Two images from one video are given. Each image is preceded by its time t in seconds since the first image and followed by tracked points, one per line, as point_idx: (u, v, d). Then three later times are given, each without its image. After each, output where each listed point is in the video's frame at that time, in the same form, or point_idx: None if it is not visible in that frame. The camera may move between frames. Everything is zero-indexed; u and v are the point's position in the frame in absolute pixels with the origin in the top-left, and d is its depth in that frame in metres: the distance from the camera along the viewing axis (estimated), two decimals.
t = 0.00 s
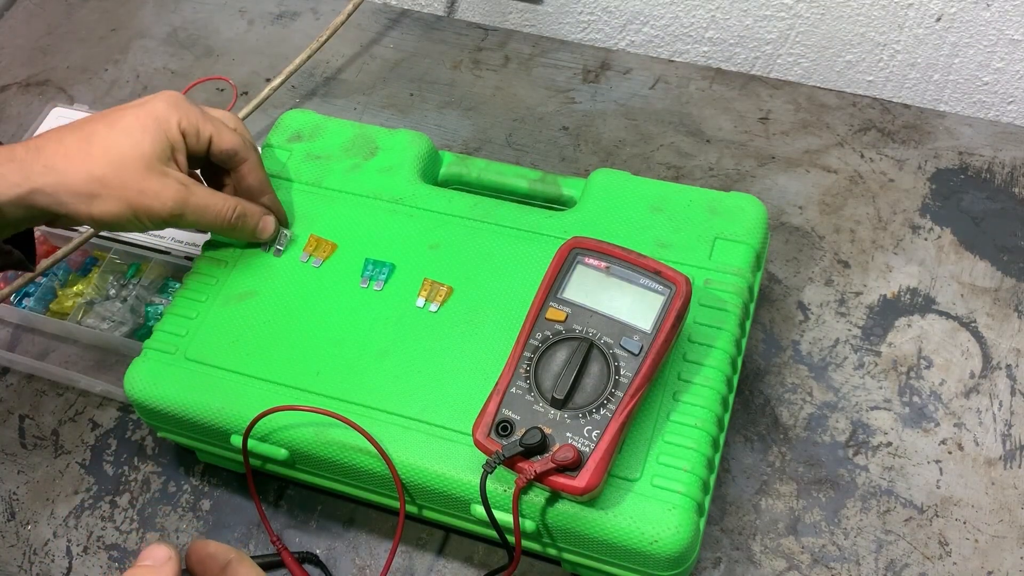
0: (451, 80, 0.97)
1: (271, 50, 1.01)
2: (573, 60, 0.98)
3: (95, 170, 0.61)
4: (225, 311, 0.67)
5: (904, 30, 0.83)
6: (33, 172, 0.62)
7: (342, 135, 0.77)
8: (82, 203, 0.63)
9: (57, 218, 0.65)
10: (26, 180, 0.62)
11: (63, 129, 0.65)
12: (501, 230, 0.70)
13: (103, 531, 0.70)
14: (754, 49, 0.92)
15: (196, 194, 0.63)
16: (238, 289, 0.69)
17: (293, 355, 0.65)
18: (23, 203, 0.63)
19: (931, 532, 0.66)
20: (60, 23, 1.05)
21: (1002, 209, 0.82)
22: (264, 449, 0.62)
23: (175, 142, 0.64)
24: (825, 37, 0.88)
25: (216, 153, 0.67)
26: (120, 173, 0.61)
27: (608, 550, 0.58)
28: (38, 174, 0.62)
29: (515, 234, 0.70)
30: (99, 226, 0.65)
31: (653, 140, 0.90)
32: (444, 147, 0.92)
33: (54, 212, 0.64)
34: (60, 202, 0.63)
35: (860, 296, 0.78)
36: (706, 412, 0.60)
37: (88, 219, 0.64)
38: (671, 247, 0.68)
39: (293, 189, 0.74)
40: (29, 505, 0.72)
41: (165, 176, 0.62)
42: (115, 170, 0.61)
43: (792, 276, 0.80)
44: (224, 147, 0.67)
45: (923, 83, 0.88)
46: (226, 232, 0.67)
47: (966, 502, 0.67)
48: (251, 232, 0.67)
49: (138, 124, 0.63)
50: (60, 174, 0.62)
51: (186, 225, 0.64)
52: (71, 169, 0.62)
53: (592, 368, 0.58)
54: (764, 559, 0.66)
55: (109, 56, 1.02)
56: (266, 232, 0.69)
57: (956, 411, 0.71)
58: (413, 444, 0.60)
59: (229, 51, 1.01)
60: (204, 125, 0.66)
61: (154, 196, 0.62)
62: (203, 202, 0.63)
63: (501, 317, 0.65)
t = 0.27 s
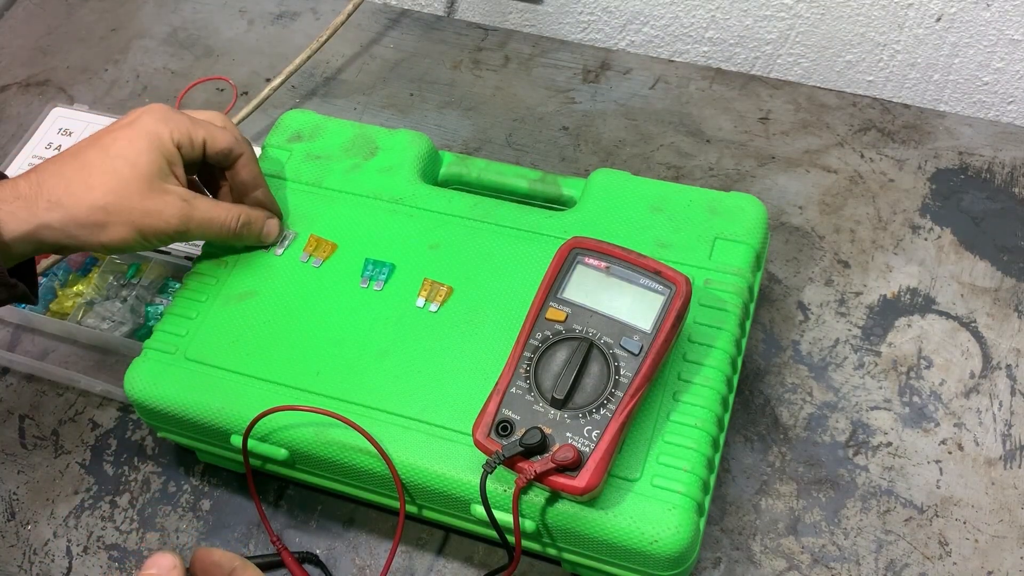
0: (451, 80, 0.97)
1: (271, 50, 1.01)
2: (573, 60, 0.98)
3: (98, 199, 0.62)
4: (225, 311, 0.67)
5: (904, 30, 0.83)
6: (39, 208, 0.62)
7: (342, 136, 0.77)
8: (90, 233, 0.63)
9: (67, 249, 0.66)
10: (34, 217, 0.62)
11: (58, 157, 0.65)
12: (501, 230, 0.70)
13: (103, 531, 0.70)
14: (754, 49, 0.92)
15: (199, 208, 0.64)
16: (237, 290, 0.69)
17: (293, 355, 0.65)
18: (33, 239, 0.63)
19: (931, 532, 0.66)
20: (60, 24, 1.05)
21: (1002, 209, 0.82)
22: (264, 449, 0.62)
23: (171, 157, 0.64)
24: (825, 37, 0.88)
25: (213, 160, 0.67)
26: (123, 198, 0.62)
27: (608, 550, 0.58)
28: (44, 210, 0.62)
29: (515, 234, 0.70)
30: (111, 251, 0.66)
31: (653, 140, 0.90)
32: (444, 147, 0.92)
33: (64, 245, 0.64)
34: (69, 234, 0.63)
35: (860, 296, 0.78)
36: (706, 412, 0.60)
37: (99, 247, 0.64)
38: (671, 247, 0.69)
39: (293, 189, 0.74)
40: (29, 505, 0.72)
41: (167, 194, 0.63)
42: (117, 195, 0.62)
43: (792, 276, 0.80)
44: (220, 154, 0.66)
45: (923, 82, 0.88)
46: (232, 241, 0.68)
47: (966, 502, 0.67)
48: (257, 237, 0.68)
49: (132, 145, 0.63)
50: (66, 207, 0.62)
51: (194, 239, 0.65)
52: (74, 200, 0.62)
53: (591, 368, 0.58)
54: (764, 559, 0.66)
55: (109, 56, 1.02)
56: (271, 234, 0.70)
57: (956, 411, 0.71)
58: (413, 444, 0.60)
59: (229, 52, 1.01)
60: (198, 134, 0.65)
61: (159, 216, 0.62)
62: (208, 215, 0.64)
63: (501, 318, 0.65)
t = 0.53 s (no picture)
0: (451, 80, 0.97)
1: (271, 50, 1.01)
2: (573, 60, 0.98)
3: (100, 205, 0.62)
4: (225, 311, 0.67)
5: (904, 30, 0.83)
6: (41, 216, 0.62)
7: (342, 136, 0.77)
8: (93, 239, 0.63)
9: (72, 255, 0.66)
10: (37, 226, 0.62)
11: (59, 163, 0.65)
12: (501, 230, 0.70)
13: (103, 531, 0.70)
14: (754, 49, 0.92)
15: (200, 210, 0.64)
16: (239, 289, 0.69)
17: (293, 355, 0.65)
18: (36, 245, 0.63)
19: (931, 532, 0.66)
20: (60, 23, 1.05)
21: (1002, 209, 0.82)
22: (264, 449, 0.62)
23: (172, 160, 0.64)
24: (825, 37, 0.88)
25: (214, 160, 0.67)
26: (123, 203, 0.62)
27: (608, 550, 0.58)
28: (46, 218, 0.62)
29: (515, 234, 0.70)
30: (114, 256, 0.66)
31: (653, 140, 0.90)
32: (444, 147, 0.92)
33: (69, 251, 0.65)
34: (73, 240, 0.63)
35: (860, 296, 0.78)
36: (706, 412, 0.60)
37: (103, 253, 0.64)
38: (671, 247, 0.68)
39: (293, 189, 0.74)
40: (29, 505, 0.72)
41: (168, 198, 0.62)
42: (118, 200, 0.61)
43: (792, 276, 0.80)
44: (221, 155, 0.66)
45: (923, 82, 0.88)
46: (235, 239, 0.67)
47: (966, 502, 0.67)
48: (260, 233, 0.68)
49: (131, 149, 0.63)
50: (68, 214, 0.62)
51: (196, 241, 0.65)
52: (76, 206, 0.62)
53: (592, 368, 0.58)
54: (764, 559, 0.66)
55: (109, 56, 1.02)
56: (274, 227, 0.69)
57: (956, 411, 0.71)
58: (413, 444, 0.60)
59: (229, 52, 1.01)
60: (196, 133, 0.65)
61: (160, 220, 0.62)
62: (209, 216, 0.64)
63: (501, 318, 0.65)
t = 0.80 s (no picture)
0: (451, 80, 0.97)
1: (271, 50, 1.01)
2: (573, 60, 0.98)
3: (100, 212, 0.61)
4: (224, 310, 0.67)
5: (904, 30, 0.83)
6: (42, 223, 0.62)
7: (342, 135, 0.77)
8: (92, 246, 0.63)
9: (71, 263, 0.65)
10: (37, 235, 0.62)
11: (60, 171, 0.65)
12: (501, 230, 0.70)
13: (102, 531, 0.70)
14: (754, 49, 0.92)
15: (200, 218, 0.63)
16: (239, 287, 0.69)
17: (294, 355, 0.65)
18: (35, 252, 0.63)
19: (931, 532, 0.66)
20: (60, 23, 1.05)
21: (1002, 209, 0.82)
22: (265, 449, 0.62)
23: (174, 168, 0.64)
24: (826, 37, 0.88)
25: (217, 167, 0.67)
26: (123, 210, 0.61)
27: (609, 550, 0.58)
28: (46, 225, 0.62)
29: (515, 234, 0.70)
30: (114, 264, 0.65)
31: (653, 140, 0.90)
32: (444, 147, 0.92)
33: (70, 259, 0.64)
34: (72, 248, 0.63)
35: (860, 296, 0.78)
36: (706, 412, 0.60)
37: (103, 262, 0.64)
38: (671, 247, 0.68)
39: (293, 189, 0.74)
40: (29, 505, 0.72)
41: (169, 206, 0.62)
42: (118, 209, 0.61)
43: (792, 276, 0.80)
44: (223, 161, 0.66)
45: (923, 82, 0.88)
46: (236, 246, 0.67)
47: (966, 502, 0.67)
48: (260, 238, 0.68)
49: (133, 156, 0.63)
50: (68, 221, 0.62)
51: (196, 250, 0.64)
52: (75, 215, 0.62)
53: (592, 368, 0.58)
54: (764, 559, 0.66)
55: (109, 56, 1.02)
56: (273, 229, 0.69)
57: (956, 411, 0.71)
58: (413, 444, 0.60)
59: (229, 52, 1.01)
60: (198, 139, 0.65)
61: (160, 227, 0.62)
62: (210, 224, 0.63)
63: (502, 318, 0.65)
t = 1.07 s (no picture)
0: (451, 80, 0.97)
1: (271, 50, 1.01)
2: (573, 60, 0.98)
3: (123, 242, 0.60)
4: (224, 310, 0.67)
5: (904, 30, 0.83)
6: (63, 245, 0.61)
7: (342, 135, 0.77)
8: (113, 272, 0.62)
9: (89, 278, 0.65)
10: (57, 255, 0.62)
11: (80, 187, 0.63)
12: (500, 229, 0.70)
13: (103, 531, 0.70)
14: (754, 49, 0.92)
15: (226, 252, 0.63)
16: (237, 289, 0.68)
17: (294, 355, 0.65)
18: (58, 271, 0.63)
19: (931, 532, 0.66)
20: (60, 23, 1.06)
21: (1002, 209, 0.82)
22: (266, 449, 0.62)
23: (202, 200, 0.62)
24: (825, 37, 0.88)
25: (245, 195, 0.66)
26: (148, 242, 0.60)
27: (609, 550, 0.58)
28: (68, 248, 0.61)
29: (515, 234, 0.70)
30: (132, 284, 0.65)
31: (653, 140, 0.90)
32: (444, 147, 0.92)
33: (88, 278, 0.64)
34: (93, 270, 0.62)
35: (860, 296, 0.78)
36: (706, 412, 0.60)
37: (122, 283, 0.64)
38: (670, 247, 0.68)
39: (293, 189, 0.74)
40: (29, 504, 0.72)
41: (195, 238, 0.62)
42: (142, 240, 0.60)
43: (792, 276, 0.80)
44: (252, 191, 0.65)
45: (923, 82, 0.88)
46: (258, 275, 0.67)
47: (966, 502, 0.67)
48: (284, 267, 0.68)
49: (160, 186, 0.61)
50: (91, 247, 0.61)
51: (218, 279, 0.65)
52: (97, 241, 0.61)
53: (592, 368, 0.58)
54: (764, 559, 0.66)
55: (109, 56, 1.02)
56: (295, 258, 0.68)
57: (956, 411, 0.71)
58: (413, 444, 0.60)
59: (229, 52, 1.01)
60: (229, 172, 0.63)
61: (185, 260, 0.62)
62: (234, 257, 0.63)
63: (502, 318, 0.65)
